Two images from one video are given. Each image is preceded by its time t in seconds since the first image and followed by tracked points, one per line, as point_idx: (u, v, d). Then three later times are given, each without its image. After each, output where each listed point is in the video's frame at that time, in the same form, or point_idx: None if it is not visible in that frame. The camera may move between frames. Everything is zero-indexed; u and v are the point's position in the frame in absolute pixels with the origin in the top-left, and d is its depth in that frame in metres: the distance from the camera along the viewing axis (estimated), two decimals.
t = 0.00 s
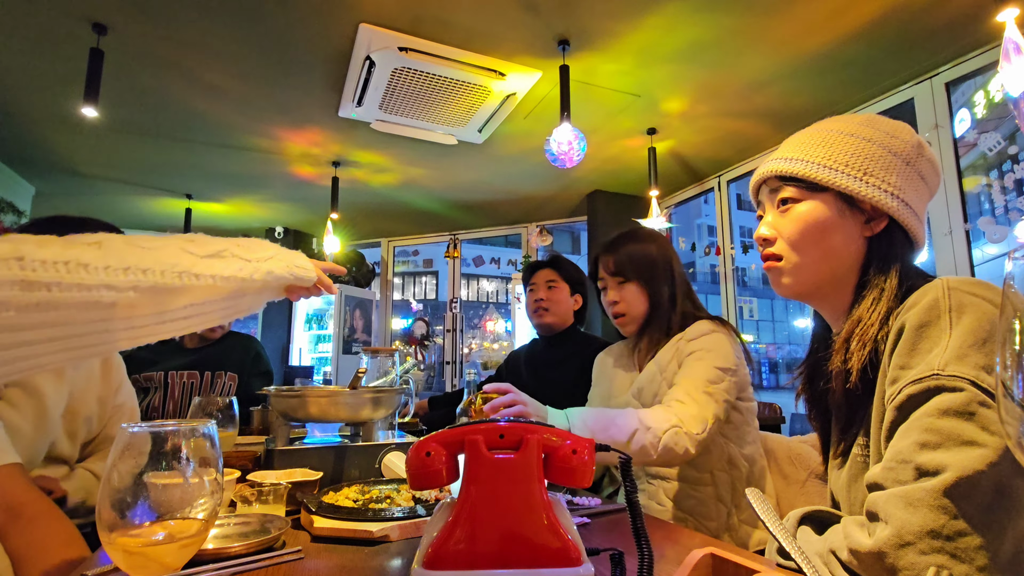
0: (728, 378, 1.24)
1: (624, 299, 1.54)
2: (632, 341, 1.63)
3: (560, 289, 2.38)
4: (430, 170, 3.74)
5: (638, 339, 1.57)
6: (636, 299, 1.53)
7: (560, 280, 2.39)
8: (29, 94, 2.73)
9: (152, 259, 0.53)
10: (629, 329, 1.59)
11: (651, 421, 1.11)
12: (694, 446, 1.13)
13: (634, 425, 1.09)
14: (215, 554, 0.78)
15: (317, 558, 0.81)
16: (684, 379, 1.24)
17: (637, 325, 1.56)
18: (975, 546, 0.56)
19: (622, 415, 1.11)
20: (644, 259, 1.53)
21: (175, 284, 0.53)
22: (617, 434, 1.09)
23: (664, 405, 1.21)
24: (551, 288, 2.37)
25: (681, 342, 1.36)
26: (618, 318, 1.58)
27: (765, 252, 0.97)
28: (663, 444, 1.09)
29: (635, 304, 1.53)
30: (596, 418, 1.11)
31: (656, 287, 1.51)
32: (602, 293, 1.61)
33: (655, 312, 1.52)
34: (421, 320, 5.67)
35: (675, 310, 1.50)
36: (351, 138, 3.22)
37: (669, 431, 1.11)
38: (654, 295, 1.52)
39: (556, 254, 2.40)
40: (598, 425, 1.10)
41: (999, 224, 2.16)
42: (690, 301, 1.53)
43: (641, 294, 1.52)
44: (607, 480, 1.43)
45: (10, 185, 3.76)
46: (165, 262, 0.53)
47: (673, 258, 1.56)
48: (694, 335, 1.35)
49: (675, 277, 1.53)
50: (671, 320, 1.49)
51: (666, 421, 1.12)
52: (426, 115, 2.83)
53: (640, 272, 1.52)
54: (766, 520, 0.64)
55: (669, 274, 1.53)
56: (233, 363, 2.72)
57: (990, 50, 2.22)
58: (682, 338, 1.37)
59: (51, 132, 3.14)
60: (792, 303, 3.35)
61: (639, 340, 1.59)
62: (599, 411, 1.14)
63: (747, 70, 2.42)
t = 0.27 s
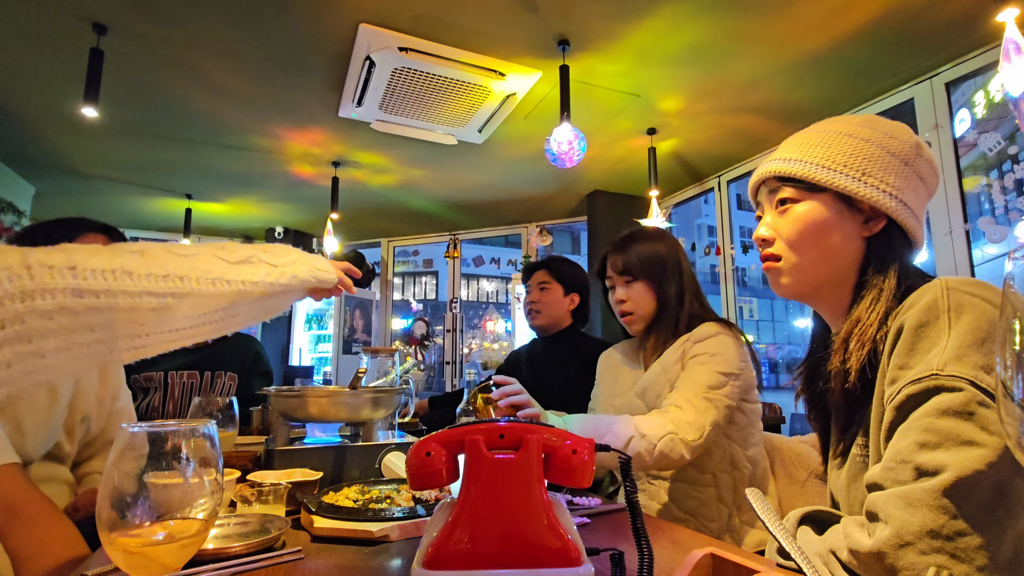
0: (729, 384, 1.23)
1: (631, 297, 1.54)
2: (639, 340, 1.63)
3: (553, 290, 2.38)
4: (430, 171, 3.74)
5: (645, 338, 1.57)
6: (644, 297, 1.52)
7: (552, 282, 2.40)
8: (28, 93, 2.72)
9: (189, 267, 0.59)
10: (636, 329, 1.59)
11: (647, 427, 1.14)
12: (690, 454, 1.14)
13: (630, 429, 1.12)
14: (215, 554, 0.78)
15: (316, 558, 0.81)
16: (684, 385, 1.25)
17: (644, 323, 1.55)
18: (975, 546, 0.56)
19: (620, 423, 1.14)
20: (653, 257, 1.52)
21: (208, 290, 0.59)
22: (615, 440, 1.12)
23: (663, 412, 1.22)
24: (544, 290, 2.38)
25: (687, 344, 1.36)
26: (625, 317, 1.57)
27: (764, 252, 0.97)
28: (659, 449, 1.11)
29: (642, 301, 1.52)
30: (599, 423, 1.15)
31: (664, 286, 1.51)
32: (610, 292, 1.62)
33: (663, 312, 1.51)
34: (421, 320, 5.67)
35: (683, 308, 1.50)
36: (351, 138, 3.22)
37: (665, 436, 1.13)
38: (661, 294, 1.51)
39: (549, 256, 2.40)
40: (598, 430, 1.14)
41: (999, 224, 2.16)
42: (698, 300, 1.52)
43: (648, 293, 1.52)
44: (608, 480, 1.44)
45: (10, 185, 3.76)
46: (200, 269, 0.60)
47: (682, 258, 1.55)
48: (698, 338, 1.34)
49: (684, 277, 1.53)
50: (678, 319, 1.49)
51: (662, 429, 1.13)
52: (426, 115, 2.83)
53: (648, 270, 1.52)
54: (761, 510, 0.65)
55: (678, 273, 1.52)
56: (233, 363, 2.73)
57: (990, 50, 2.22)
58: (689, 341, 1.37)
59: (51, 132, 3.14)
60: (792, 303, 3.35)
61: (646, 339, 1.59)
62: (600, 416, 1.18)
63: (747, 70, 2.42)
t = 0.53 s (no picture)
0: (733, 387, 1.24)
1: (634, 299, 1.54)
2: (642, 340, 1.63)
3: (549, 290, 2.38)
4: (430, 171, 3.74)
5: (648, 339, 1.57)
6: (646, 299, 1.52)
7: (549, 282, 2.39)
8: (28, 93, 2.72)
9: (213, 282, 0.65)
10: (639, 329, 1.59)
11: (650, 431, 1.16)
12: (693, 459, 1.16)
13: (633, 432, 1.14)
14: (215, 554, 0.78)
15: (317, 558, 0.81)
16: (687, 389, 1.25)
17: (647, 324, 1.56)
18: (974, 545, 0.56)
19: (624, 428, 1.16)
20: (655, 259, 1.52)
21: (228, 303, 0.64)
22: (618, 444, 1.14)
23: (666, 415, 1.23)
24: (540, 291, 2.38)
25: (691, 347, 1.36)
26: (628, 318, 1.58)
27: (763, 253, 0.98)
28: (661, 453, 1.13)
29: (644, 304, 1.53)
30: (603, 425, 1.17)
31: (666, 287, 1.51)
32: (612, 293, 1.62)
33: (666, 313, 1.51)
34: (421, 321, 5.67)
35: (686, 309, 1.50)
36: (351, 138, 3.22)
37: (668, 442, 1.14)
38: (664, 295, 1.51)
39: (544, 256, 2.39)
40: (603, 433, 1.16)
41: (999, 224, 2.16)
42: (701, 299, 1.52)
43: (650, 294, 1.52)
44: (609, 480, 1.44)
45: (10, 185, 3.76)
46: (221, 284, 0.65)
47: (684, 258, 1.55)
48: (704, 339, 1.34)
49: (686, 277, 1.53)
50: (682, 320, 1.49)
51: (664, 434, 1.15)
52: (426, 115, 2.83)
53: (650, 272, 1.51)
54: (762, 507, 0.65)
55: (681, 274, 1.52)
56: (232, 363, 2.72)
57: (990, 50, 2.22)
58: (693, 342, 1.36)
59: (51, 132, 3.14)
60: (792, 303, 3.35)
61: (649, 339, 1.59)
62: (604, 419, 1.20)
63: (747, 70, 2.42)
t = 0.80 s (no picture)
0: (739, 394, 1.24)
1: (635, 301, 1.54)
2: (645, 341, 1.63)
3: (540, 289, 2.37)
4: (430, 171, 3.74)
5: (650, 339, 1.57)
6: (648, 300, 1.52)
7: (539, 281, 2.37)
8: (28, 93, 2.72)
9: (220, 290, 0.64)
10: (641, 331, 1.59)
11: (660, 437, 1.16)
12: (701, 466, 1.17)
13: (642, 438, 1.16)
14: (215, 554, 0.78)
15: (317, 558, 0.81)
16: (694, 394, 1.25)
17: (648, 326, 1.56)
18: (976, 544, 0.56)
19: (635, 435, 1.16)
20: (656, 259, 1.52)
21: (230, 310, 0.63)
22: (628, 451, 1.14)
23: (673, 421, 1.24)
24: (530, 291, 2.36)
25: (695, 351, 1.36)
26: (630, 320, 1.58)
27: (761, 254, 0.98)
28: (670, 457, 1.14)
29: (645, 305, 1.53)
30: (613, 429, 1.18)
31: (667, 288, 1.51)
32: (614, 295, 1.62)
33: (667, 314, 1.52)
34: (421, 321, 5.66)
35: (688, 310, 1.50)
36: (351, 138, 3.22)
37: (677, 451, 1.15)
38: (665, 296, 1.51)
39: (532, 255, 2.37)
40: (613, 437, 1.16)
41: (999, 224, 2.16)
42: (702, 298, 1.52)
43: (652, 296, 1.52)
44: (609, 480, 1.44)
45: (10, 185, 3.76)
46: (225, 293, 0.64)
47: (685, 257, 1.54)
48: (708, 343, 1.34)
49: (687, 278, 1.52)
50: (684, 321, 1.49)
51: (675, 442, 1.16)
52: (426, 115, 2.83)
53: (650, 273, 1.51)
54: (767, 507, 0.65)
55: (681, 275, 1.52)
56: (232, 363, 2.73)
57: (990, 50, 2.22)
58: (698, 346, 1.36)
59: (51, 132, 3.14)
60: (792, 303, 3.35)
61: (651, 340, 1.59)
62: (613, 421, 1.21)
63: (747, 70, 2.42)
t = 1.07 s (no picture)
0: (752, 400, 1.24)
1: (636, 301, 1.54)
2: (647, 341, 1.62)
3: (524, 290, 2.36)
4: (430, 171, 3.74)
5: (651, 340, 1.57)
6: (648, 301, 1.52)
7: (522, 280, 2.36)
8: (28, 94, 2.72)
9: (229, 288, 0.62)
10: (644, 331, 1.59)
11: (680, 445, 1.16)
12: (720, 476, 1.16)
13: (664, 447, 1.15)
14: (215, 554, 0.78)
15: (317, 558, 0.81)
16: (707, 400, 1.25)
17: (650, 326, 1.55)
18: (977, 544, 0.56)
19: (655, 442, 1.16)
20: (656, 259, 1.51)
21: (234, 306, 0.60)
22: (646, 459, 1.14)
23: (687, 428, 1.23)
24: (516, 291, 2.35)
25: (703, 354, 1.36)
26: (632, 321, 1.58)
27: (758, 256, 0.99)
28: (695, 466, 1.14)
29: (646, 305, 1.52)
30: (634, 436, 1.17)
31: (668, 288, 1.50)
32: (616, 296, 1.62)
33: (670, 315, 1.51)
34: (421, 321, 5.66)
35: (691, 311, 1.50)
36: (351, 138, 3.22)
37: (696, 459, 1.15)
38: (667, 297, 1.51)
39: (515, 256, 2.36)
40: (635, 444, 1.16)
41: (999, 224, 2.17)
42: (704, 296, 1.52)
43: (653, 296, 1.52)
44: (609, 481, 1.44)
45: (11, 185, 3.76)
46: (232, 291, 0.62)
47: (686, 257, 1.54)
48: (717, 346, 1.34)
49: (688, 278, 1.52)
50: (686, 321, 1.49)
51: (696, 449, 1.15)
52: (426, 115, 2.83)
53: (650, 273, 1.51)
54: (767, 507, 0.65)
55: (682, 275, 1.52)
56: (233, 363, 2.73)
57: (990, 50, 2.22)
58: (706, 349, 1.37)
59: (51, 132, 3.14)
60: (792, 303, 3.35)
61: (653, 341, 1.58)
62: (632, 427, 1.20)
63: (747, 71, 2.42)
